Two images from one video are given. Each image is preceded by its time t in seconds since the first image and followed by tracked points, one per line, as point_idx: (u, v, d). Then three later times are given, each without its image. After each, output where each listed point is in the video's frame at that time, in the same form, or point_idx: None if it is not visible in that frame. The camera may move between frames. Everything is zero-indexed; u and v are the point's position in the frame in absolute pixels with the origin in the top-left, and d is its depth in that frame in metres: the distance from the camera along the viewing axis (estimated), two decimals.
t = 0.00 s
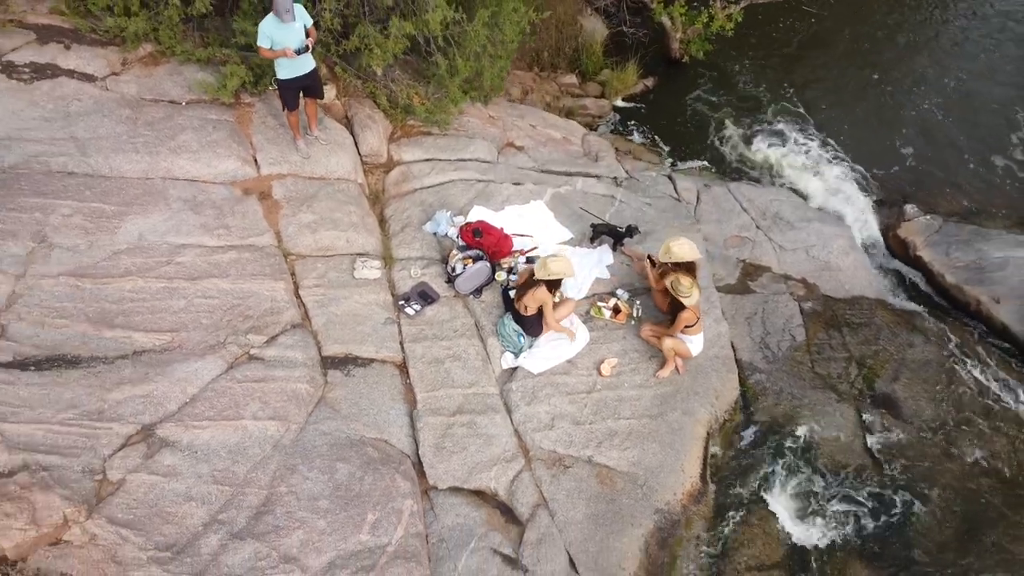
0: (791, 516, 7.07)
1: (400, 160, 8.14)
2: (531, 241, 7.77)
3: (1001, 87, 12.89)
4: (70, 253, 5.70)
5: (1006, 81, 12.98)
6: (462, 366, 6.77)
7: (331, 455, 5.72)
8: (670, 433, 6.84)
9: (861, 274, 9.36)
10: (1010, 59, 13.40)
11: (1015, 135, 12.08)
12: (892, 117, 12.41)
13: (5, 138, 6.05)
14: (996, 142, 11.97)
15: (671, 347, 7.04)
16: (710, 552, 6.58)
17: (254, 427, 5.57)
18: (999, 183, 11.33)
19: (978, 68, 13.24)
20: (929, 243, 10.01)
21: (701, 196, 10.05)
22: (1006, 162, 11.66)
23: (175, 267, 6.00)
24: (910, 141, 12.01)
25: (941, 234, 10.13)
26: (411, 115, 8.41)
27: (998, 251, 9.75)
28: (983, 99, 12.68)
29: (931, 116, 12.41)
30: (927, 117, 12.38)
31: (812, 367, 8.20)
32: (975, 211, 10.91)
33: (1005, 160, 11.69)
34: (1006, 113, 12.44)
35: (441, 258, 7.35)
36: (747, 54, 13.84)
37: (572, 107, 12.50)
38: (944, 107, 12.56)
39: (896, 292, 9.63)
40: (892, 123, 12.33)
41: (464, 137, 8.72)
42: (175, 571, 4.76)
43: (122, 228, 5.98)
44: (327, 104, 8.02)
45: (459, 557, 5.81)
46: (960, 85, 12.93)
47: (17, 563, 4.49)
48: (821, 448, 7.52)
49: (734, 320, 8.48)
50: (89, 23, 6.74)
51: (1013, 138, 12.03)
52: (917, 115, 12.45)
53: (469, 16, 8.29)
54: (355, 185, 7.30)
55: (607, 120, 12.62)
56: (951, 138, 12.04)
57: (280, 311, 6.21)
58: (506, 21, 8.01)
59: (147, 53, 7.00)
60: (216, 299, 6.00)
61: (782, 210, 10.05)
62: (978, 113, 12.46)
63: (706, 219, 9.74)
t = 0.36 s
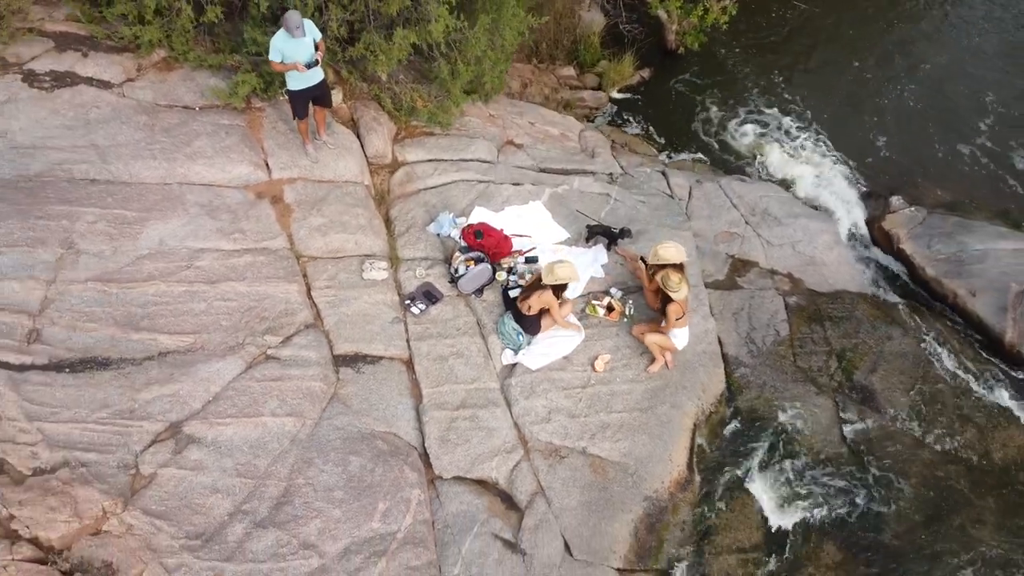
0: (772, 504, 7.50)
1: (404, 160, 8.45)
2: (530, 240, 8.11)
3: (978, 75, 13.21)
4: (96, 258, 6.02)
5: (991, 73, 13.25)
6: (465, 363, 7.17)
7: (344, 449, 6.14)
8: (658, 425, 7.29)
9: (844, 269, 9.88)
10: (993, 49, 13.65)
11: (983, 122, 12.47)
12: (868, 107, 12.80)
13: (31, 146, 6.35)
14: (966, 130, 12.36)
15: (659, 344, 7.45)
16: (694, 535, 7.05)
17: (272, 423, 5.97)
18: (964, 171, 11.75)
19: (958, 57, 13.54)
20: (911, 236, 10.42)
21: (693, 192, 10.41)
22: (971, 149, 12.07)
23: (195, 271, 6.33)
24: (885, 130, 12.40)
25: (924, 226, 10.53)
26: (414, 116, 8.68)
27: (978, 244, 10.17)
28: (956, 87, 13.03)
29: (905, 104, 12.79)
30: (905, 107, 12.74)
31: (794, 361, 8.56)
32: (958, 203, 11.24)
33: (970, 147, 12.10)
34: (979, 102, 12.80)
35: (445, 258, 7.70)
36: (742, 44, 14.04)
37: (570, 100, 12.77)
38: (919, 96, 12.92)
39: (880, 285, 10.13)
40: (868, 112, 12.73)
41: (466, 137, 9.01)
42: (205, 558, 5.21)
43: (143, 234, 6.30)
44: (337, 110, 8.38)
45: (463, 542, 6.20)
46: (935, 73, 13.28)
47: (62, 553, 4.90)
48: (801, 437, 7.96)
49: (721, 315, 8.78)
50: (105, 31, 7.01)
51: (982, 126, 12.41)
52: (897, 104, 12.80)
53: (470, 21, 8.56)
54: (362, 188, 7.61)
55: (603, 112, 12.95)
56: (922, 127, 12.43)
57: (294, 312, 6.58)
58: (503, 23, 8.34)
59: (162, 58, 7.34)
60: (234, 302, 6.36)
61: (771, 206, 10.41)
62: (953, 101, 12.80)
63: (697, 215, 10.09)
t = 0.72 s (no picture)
0: (751, 491, 8.01)
1: (407, 162, 8.76)
2: (527, 241, 8.49)
3: (951, 67, 13.64)
4: (120, 264, 6.43)
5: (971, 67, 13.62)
6: (466, 359, 7.57)
7: (354, 442, 6.59)
8: (646, 417, 7.74)
9: (827, 264, 10.21)
10: (972, 43, 14.02)
11: (950, 112, 12.94)
12: (843, 98, 13.25)
13: (55, 155, 6.74)
14: (934, 119, 12.83)
15: (645, 342, 7.90)
16: (679, 519, 7.56)
17: (288, 419, 6.41)
18: (927, 160, 12.23)
19: (934, 49, 13.95)
20: (893, 229, 10.96)
21: (683, 189, 10.77)
22: (936, 138, 12.56)
23: (212, 275, 6.74)
24: (860, 122, 12.87)
25: (905, 219, 11.08)
26: (416, 118, 8.97)
27: (956, 236, 10.66)
28: (928, 78, 13.48)
29: (878, 95, 13.26)
30: (881, 99, 13.19)
31: (775, 355, 9.00)
32: (937, 200, 11.68)
33: (935, 136, 12.58)
34: (948, 92, 13.25)
35: (446, 259, 8.07)
36: (735, 37, 14.30)
37: (566, 93, 13.03)
38: (891, 86, 13.39)
39: (859, 278, 10.66)
40: (842, 102, 13.20)
41: (466, 138, 9.33)
42: (229, 544, 5.69)
43: (162, 239, 6.70)
44: (342, 115, 8.64)
45: (465, 527, 6.68)
46: (908, 64, 13.74)
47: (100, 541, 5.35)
48: (781, 429, 8.39)
49: (707, 311, 9.18)
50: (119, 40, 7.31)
51: (948, 116, 12.88)
52: (875, 98, 13.22)
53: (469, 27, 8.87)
54: (367, 191, 8.00)
55: (598, 106, 13.25)
56: (891, 117, 12.93)
57: (305, 313, 6.98)
58: (502, 29, 8.62)
59: (175, 66, 7.65)
60: (249, 304, 6.76)
61: (757, 202, 10.76)
62: (926, 93, 13.26)
63: (687, 212, 10.48)
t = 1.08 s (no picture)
0: (732, 476, 8.53)
1: (409, 164, 9.14)
2: (524, 242, 8.90)
3: (926, 60, 14.03)
4: (143, 268, 6.86)
5: (949, 61, 13.99)
6: (466, 355, 8.01)
7: (364, 434, 7.07)
8: (635, 409, 8.26)
9: (809, 259, 10.76)
10: (950, 37, 14.37)
11: (918, 101, 13.39)
12: (819, 89, 13.71)
13: (77, 164, 7.08)
14: (902, 108, 13.29)
15: (634, 337, 8.33)
16: (664, 502, 8.10)
17: (303, 413, 6.88)
18: (894, 150, 12.69)
19: (910, 42, 14.34)
20: (874, 223, 11.44)
21: (673, 186, 11.08)
22: (902, 126, 13.03)
23: (228, 278, 7.17)
24: (837, 113, 13.30)
25: (887, 213, 11.49)
26: (418, 121, 9.30)
27: (934, 230, 11.09)
28: (901, 69, 13.91)
29: (852, 85, 13.73)
30: (857, 90, 13.62)
31: (757, 349, 9.50)
32: (917, 191, 12.06)
33: (901, 125, 13.05)
34: (918, 82, 13.68)
35: (448, 259, 8.49)
36: (725, 33, 14.61)
37: (562, 89, 13.36)
38: (864, 75, 13.85)
39: (841, 271, 11.18)
40: (819, 92, 13.65)
41: (465, 140, 9.68)
42: (252, 530, 6.19)
43: (181, 244, 7.12)
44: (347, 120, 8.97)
45: (466, 512, 7.22)
46: (883, 55, 14.16)
47: (135, 529, 5.83)
48: (760, 418, 8.96)
49: (694, 306, 9.67)
50: (134, 50, 7.65)
51: (916, 105, 13.33)
52: (855, 91, 13.62)
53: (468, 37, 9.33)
54: (372, 194, 8.40)
55: (593, 100, 13.58)
56: (861, 105, 13.41)
57: (317, 314, 7.43)
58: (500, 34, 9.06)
59: (188, 74, 7.99)
60: (264, 305, 7.21)
61: (744, 200, 11.18)
62: (900, 84, 13.66)
63: (676, 209, 10.85)
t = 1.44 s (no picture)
0: (715, 466, 9.03)
1: (413, 170, 9.56)
2: (522, 245, 9.32)
3: (904, 57, 14.39)
4: (167, 276, 7.34)
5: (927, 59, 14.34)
6: (469, 354, 8.47)
7: (374, 431, 7.56)
8: (626, 404, 8.76)
9: (793, 258, 11.13)
10: (927, 35, 14.73)
11: (889, 96, 13.83)
12: (799, 85, 14.13)
13: (101, 176, 7.54)
14: (873, 103, 13.75)
15: (625, 337, 8.78)
16: (653, 492, 8.62)
17: (317, 412, 7.37)
18: (867, 145, 13.16)
19: (889, 38, 14.71)
20: (858, 220, 11.93)
21: (665, 188, 11.47)
22: (872, 120, 13.50)
23: (246, 284, 7.64)
24: (818, 110, 13.73)
25: (870, 210, 12.00)
26: (421, 128, 9.69)
27: (914, 228, 11.58)
28: (877, 65, 14.32)
29: (829, 79, 14.16)
30: (834, 85, 14.05)
31: (742, 346, 9.91)
32: (900, 188, 12.41)
33: (872, 120, 13.51)
34: (892, 78, 14.09)
35: (451, 262, 8.92)
36: (717, 30, 14.94)
37: (559, 88, 13.72)
38: (840, 69, 14.27)
39: (824, 267, 11.82)
40: (800, 88, 14.07)
41: (467, 145, 10.11)
42: (273, 521, 6.71)
43: (201, 251, 7.60)
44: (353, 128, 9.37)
45: (470, 502, 7.73)
46: (861, 50, 14.55)
47: (167, 521, 6.34)
48: (744, 413, 9.43)
49: (682, 306, 10.09)
50: (151, 64, 8.03)
51: (887, 100, 13.77)
52: (834, 87, 14.05)
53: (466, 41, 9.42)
54: (378, 201, 8.83)
55: (590, 98, 13.95)
56: (835, 100, 13.87)
57: (329, 318, 7.90)
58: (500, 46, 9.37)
59: (203, 87, 8.41)
60: (280, 310, 7.69)
61: (732, 201, 11.54)
62: (876, 80, 14.09)
63: (667, 211, 11.27)
